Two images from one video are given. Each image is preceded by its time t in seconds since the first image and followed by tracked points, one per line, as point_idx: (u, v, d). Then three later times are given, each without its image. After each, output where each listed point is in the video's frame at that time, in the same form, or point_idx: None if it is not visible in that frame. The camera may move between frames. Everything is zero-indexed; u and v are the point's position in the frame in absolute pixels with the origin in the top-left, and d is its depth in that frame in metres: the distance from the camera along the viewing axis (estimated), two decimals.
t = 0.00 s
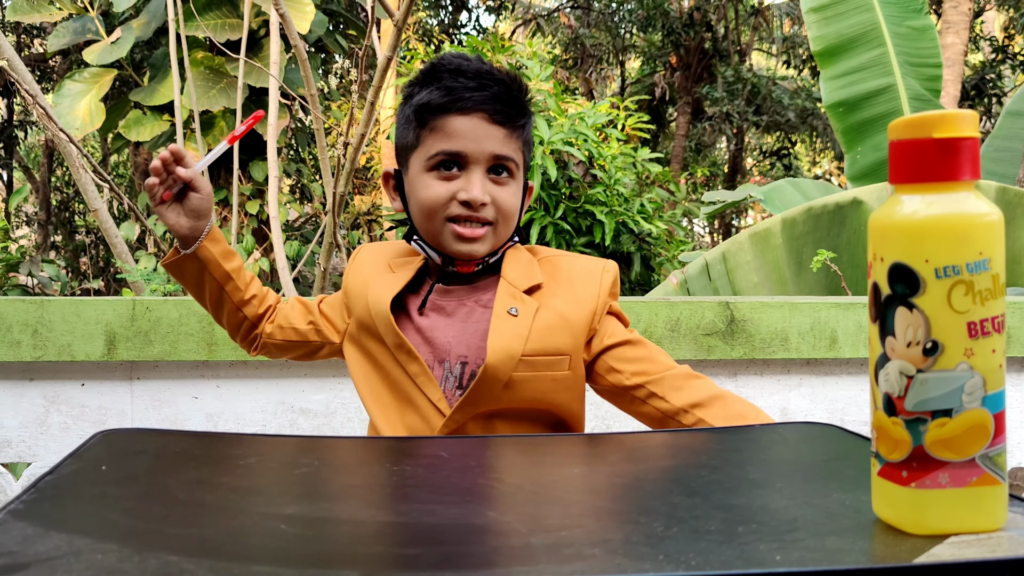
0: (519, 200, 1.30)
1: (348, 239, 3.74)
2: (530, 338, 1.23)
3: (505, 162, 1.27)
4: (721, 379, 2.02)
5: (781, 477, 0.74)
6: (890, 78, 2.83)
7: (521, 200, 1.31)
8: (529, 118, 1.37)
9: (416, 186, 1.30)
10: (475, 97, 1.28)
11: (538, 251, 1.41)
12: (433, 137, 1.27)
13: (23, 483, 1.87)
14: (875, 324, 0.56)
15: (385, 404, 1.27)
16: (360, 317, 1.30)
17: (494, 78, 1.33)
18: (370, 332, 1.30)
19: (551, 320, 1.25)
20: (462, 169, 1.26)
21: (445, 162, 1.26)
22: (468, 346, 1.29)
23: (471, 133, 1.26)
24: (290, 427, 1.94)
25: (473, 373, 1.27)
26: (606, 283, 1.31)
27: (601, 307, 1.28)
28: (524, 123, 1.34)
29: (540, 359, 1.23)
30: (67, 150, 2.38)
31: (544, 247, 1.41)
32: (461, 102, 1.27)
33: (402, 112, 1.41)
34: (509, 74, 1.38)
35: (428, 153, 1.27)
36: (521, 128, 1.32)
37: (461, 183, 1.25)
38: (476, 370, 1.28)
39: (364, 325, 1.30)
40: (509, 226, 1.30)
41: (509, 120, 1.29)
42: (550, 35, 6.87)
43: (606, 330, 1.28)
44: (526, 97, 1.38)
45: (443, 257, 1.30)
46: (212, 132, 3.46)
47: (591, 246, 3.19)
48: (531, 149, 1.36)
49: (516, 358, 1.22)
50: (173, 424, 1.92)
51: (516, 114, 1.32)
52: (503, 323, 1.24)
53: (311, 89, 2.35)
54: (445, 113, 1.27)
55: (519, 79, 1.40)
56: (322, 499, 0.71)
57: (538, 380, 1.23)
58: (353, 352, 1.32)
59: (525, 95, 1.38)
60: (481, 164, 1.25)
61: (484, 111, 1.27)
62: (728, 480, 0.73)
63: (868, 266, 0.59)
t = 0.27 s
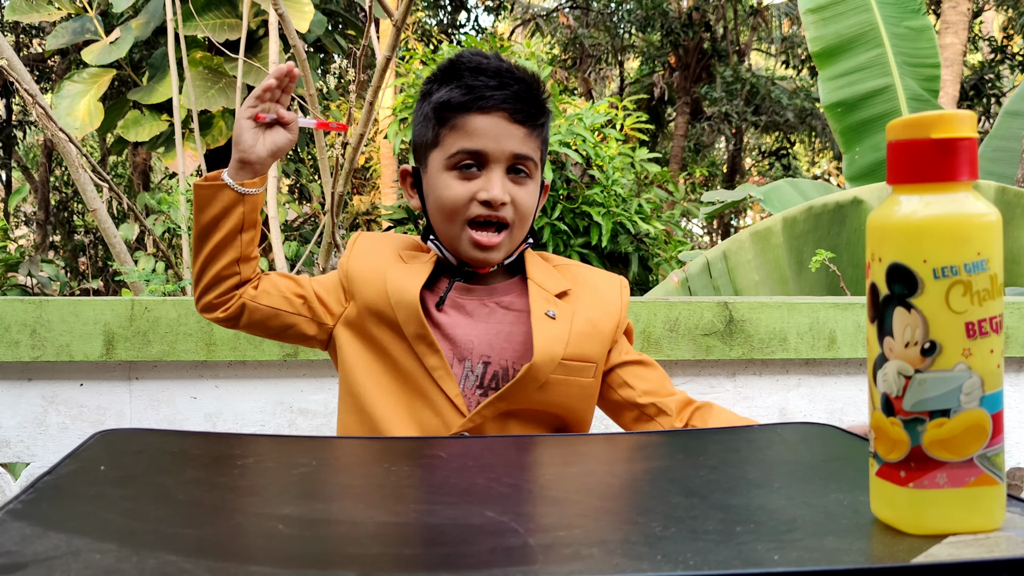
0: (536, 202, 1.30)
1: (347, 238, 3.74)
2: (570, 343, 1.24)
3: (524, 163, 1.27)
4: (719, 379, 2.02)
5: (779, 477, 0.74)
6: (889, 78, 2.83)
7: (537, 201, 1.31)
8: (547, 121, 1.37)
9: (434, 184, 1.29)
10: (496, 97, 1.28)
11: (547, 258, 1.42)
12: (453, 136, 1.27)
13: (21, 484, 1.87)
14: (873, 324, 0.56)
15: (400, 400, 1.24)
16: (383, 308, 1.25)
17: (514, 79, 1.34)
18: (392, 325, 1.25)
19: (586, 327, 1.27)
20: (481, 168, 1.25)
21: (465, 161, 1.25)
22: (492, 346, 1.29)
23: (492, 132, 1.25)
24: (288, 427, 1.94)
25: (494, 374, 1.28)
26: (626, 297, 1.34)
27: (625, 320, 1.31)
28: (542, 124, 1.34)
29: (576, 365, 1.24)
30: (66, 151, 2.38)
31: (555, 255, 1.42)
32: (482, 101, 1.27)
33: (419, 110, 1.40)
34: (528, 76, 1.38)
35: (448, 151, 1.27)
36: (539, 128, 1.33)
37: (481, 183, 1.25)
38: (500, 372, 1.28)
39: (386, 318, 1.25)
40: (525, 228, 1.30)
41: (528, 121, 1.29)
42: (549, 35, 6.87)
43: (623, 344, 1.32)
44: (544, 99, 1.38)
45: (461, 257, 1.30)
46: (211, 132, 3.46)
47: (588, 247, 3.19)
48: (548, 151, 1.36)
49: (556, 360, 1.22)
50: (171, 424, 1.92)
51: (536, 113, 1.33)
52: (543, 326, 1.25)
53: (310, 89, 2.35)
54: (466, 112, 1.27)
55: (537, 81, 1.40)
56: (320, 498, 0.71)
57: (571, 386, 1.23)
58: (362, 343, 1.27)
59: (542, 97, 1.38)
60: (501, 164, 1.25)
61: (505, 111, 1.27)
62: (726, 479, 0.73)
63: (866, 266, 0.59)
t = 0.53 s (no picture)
0: (554, 211, 1.29)
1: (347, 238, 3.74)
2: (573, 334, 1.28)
3: (547, 172, 1.27)
4: (719, 379, 2.02)
5: (778, 477, 0.74)
6: (887, 78, 2.83)
7: (556, 210, 1.31)
8: (569, 133, 1.37)
9: (457, 186, 1.27)
10: (524, 106, 1.28)
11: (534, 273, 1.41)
12: (480, 139, 1.26)
13: (20, 484, 1.87)
14: (873, 324, 0.56)
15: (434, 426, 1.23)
16: (462, 348, 1.20)
17: (543, 91, 1.34)
18: (460, 361, 1.21)
19: (580, 326, 1.31)
20: (506, 173, 1.24)
21: (491, 166, 1.24)
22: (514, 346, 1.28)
23: (519, 139, 1.25)
24: (288, 427, 1.94)
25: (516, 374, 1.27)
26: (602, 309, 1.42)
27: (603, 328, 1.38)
28: (566, 136, 1.34)
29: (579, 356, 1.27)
30: (66, 151, 2.38)
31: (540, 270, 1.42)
32: (512, 108, 1.27)
33: (444, 114, 1.40)
34: (555, 90, 1.38)
35: (474, 154, 1.25)
36: (562, 139, 1.33)
37: (505, 188, 1.23)
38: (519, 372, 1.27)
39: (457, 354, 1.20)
40: (543, 236, 1.29)
41: (553, 131, 1.29)
42: (549, 36, 6.86)
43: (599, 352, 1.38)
44: (569, 113, 1.38)
45: (480, 258, 1.28)
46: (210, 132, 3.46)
47: (587, 247, 3.20)
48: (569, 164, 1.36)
49: (562, 350, 1.25)
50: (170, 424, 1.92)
51: (561, 124, 1.33)
52: (549, 318, 1.28)
53: (309, 88, 2.35)
54: (494, 118, 1.27)
55: (563, 95, 1.40)
56: (319, 499, 0.71)
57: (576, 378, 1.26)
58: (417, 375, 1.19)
59: (567, 111, 1.38)
60: (525, 170, 1.24)
61: (532, 120, 1.27)
62: (725, 480, 0.73)
63: (866, 266, 0.59)
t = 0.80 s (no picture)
0: (552, 210, 1.31)
1: (347, 239, 3.74)
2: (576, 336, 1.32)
3: (543, 173, 1.27)
4: (719, 380, 2.01)
5: (777, 478, 0.74)
6: (887, 79, 2.83)
7: (554, 208, 1.32)
8: (561, 130, 1.37)
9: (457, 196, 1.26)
10: (516, 109, 1.27)
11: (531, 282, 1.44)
12: (475, 148, 1.24)
13: (21, 484, 1.87)
14: (873, 326, 0.55)
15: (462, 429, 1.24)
16: (511, 354, 1.27)
17: (530, 91, 1.33)
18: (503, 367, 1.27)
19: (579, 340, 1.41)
20: (505, 180, 1.23)
21: (489, 173, 1.23)
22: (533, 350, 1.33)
23: (515, 144, 1.23)
24: (288, 428, 1.94)
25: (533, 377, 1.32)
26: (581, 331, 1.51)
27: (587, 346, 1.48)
28: (557, 134, 1.34)
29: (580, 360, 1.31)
30: (66, 151, 2.37)
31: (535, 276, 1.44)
32: (504, 113, 1.26)
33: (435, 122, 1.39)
34: (542, 88, 1.37)
35: (471, 162, 1.24)
36: (556, 138, 1.33)
37: (505, 195, 1.23)
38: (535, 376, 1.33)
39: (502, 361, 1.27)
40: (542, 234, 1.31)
41: (546, 132, 1.29)
42: (549, 36, 6.86)
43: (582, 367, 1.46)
44: (557, 110, 1.38)
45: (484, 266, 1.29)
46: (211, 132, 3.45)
47: (588, 248, 3.19)
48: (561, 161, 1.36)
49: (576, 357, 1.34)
50: (171, 425, 1.92)
51: (553, 124, 1.33)
52: (562, 328, 1.37)
53: (310, 89, 2.35)
54: (486, 124, 1.25)
55: (549, 92, 1.39)
56: (316, 501, 0.71)
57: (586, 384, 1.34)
58: (471, 376, 1.22)
59: (556, 108, 1.37)
60: (523, 175, 1.24)
61: (524, 123, 1.26)
62: (724, 481, 0.73)
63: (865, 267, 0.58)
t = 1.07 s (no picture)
0: (555, 218, 1.30)
1: (347, 240, 3.74)
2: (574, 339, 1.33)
3: (546, 182, 1.27)
4: (719, 381, 2.01)
5: (776, 479, 0.74)
6: (887, 80, 2.82)
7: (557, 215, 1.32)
8: (564, 136, 1.37)
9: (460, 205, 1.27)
10: (518, 119, 1.26)
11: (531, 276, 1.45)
12: (477, 158, 1.25)
13: (20, 485, 1.86)
14: (871, 328, 0.55)
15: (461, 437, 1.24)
16: (515, 362, 1.28)
17: (533, 99, 1.33)
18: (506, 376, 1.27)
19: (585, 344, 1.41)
20: (507, 189, 1.24)
21: (492, 183, 1.23)
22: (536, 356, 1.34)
23: (517, 153, 1.24)
24: (288, 429, 1.93)
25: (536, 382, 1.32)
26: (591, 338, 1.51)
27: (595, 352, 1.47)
28: (561, 141, 1.34)
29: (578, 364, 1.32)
30: (65, 152, 2.37)
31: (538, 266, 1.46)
32: (506, 123, 1.25)
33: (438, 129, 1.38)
34: (545, 95, 1.37)
35: (473, 172, 1.24)
36: (558, 145, 1.33)
37: (508, 204, 1.23)
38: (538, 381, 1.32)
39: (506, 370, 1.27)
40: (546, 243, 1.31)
41: (549, 140, 1.29)
42: (549, 37, 6.85)
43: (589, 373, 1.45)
44: (560, 116, 1.38)
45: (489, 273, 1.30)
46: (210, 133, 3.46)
47: (588, 249, 3.19)
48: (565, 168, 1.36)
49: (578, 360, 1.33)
50: (171, 425, 1.92)
51: (555, 130, 1.33)
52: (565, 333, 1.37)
53: (310, 90, 2.34)
54: (488, 134, 1.25)
55: (552, 98, 1.39)
56: (314, 502, 0.71)
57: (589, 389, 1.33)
58: (475, 384, 1.23)
59: (559, 114, 1.37)
60: (525, 184, 1.24)
61: (527, 133, 1.26)
62: (723, 482, 0.73)
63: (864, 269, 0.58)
